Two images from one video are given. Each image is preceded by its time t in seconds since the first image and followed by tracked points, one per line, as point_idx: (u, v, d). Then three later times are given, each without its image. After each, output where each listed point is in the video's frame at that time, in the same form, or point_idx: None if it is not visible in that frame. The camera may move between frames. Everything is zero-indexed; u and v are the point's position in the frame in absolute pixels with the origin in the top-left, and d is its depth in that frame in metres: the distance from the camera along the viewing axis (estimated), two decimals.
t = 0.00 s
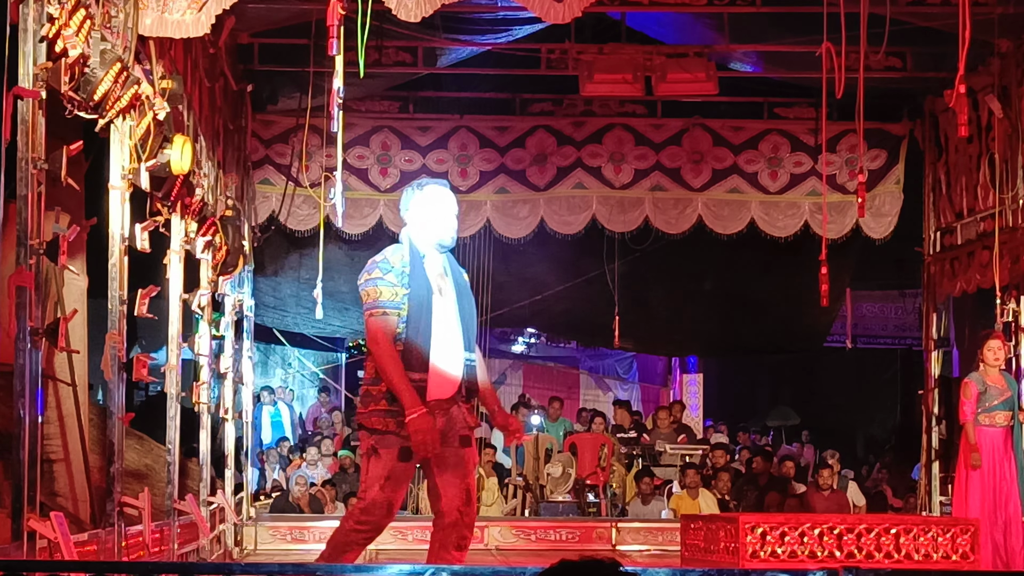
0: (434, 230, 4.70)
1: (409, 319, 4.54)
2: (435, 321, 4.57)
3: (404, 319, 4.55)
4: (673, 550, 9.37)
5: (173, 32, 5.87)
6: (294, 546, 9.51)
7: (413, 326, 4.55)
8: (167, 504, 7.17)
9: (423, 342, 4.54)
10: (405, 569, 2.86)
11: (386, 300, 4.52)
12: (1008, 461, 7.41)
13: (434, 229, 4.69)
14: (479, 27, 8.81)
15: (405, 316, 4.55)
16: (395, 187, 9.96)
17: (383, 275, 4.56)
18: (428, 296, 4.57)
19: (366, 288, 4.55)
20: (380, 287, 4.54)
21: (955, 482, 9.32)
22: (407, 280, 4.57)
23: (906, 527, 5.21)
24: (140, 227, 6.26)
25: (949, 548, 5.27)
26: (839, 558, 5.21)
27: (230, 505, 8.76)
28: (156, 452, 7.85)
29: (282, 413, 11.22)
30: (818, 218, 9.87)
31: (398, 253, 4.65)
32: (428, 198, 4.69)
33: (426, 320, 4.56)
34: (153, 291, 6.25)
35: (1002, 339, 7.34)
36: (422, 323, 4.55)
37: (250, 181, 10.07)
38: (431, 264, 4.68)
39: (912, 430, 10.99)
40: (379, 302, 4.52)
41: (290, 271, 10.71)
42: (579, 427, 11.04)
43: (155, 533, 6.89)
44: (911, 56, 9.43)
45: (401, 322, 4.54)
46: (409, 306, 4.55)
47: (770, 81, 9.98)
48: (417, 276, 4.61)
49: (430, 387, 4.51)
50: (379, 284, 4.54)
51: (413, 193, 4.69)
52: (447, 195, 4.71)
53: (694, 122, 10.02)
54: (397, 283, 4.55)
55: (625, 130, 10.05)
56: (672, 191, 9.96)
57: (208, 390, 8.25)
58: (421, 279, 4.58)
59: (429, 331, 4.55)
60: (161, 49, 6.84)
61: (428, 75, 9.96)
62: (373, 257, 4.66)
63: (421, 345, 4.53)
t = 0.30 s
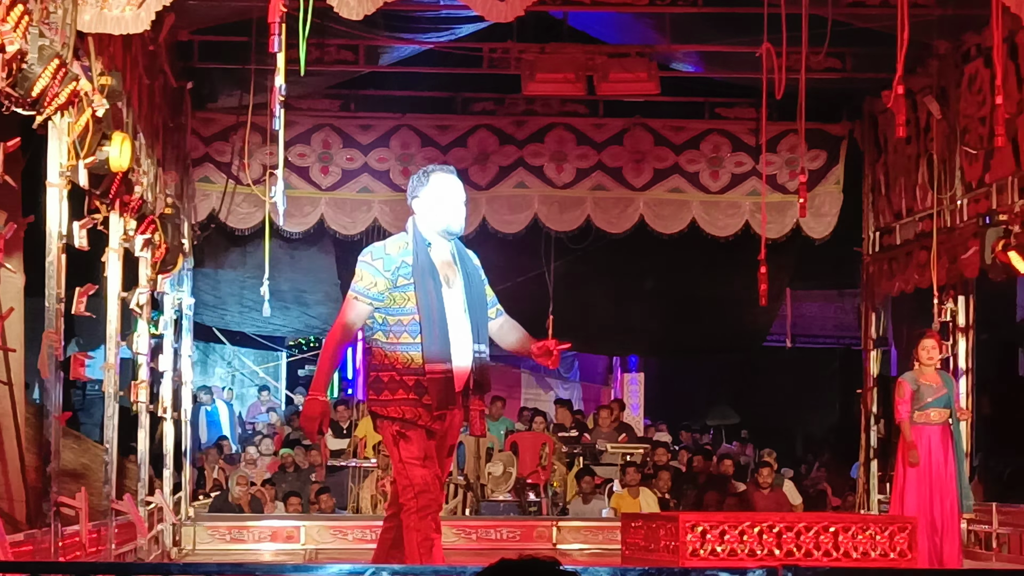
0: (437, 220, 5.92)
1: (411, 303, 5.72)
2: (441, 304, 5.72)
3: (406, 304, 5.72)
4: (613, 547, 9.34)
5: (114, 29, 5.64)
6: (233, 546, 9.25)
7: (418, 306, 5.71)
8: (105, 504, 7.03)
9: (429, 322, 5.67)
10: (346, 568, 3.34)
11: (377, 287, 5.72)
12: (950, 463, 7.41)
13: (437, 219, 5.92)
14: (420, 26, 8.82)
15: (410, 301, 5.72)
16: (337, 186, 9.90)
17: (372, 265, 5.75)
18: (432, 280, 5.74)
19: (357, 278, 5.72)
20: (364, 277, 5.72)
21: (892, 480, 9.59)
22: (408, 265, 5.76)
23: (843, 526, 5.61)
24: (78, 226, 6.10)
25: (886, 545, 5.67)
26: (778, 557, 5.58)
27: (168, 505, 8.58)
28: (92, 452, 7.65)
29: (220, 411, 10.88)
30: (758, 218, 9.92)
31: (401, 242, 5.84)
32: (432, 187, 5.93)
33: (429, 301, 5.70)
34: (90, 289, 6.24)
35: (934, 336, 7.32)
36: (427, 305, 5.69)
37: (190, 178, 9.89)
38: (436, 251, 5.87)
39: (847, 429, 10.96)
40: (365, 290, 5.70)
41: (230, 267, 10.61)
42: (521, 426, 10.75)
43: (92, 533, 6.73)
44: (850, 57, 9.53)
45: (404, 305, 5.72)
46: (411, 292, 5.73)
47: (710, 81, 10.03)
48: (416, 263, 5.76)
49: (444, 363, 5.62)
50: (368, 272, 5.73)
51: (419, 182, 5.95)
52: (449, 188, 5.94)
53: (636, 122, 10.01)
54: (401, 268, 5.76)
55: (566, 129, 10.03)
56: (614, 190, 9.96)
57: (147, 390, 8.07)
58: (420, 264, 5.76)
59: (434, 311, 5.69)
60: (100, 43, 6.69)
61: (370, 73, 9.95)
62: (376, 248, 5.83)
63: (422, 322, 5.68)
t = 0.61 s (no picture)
0: (446, 220, 5.47)
1: (433, 307, 5.22)
2: (456, 304, 5.26)
3: (430, 307, 5.22)
4: (558, 548, 9.18)
5: (57, 27, 5.75)
6: (177, 547, 9.06)
7: (438, 309, 5.22)
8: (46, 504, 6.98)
9: (446, 322, 5.21)
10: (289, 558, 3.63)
11: (402, 292, 5.14)
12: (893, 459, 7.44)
13: (449, 218, 5.47)
14: (366, 26, 8.91)
15: (426, 304, 5.22)
16: (282, 186, 9.83)
17: (396, 268, 5.19)
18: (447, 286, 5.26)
19: (377, 279, 5.15)
20: (393, 281, 5.15)
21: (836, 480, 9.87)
22: (428, 263, 5.30)
23: (787, 526, 5.73)
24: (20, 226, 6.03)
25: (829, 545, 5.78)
26: (722, 557, 5.72)
27: (111, 505, 8.46)
28: (36, 452, 7.34)
29: (163, 411, 10.41)
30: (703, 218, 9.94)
31: (413, 241, 5.33)
32: (443, 185, 5.47)
33: (448, 303, 5.24)
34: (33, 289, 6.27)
35: (880, 336, 7.50)
36: (445, 306, 5.23)
37: (133, 178, 9.76)
38: (448, 250, 5.47)
39: (790, 426, 10.43)
40: (389, 296, 5.11)
41: (174, 267, 10.59)
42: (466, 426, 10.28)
43: (32, 535, 6.63)
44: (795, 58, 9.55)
45: (424, 308, 5.22)
46: (431, 293, 5.24)
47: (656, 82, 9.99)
48: (436, 265, 5.30)
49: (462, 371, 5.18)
50: (393, 276, 5.17)
51: (429, 179, 5.47)
52: (463, 186, 5.50)
53: (581, 122, 10.01)
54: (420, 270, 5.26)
55: (512, 129, 10.00)
56: (559, 191, 9.94)
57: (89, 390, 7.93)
58: (440, 265, 5.31)
59: (451, 312, 5.23)
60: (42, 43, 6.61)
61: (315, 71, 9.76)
62: (389, 247, 5.28)
63: (446, 328, 5.21)
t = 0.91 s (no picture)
0: (395, 215, 4.17)
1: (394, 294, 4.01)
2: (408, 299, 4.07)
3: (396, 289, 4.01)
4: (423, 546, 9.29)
5: None
6: (38, 548, 8.73)
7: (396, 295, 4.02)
8: None
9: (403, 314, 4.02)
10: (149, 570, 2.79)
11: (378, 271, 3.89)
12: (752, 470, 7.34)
13: (400, 208, 4.17)
14: (233, 23, 9.01)
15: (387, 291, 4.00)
16: (146, 183, 9.98)
17: (367, 244, 3.95)
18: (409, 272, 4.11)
19: (343, 260, 3.94)
20: (368, 254, 3.92)
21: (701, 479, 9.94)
22: (388, 246, 4.04)
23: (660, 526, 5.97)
24: None
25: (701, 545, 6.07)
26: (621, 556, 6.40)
27: None
28: None
29: (23, 410, 10.20)
30: (569, 218, 10.23)
31: (360, 236, 3.99)
32: (398, 173, 4.16)
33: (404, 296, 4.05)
34: None
35: (746, 335, 7.35)
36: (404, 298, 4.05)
37: None
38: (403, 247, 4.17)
39: (658, 428, 10.53)
40: (370, 268, 3.90)
41: (36, 265, 10.36)
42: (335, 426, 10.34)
43: None
44: (661, 59, 9.65)
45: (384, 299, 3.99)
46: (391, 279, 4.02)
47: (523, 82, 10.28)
48: (397, 251, 4.07)
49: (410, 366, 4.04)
50: (365, 250, 3.93)
51: (381, 167, 4.15)
52: (412, 172, 4.17)
53: (449, 121, 10.26)
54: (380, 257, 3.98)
55: (380, 128, 10.20)
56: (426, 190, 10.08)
57: None
58: (401, 260, 4.06)
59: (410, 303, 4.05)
60: None
61: (180, 70, 9.92)
62: (342, 230, 4.02)
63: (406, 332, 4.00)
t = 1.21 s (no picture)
0: (365, 216, 4.22)
1: (363, 297, 4.08)
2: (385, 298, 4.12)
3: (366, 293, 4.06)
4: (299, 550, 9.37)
5: None
6: None
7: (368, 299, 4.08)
8: None
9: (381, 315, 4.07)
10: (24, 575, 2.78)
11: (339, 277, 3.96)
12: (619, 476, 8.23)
13: (372, 208, 4.22)
14: (103, 20, 8.99)
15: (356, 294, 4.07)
16: (14, 183, 10.35)
17: (337, 249, 4.01)
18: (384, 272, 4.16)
19: (311, 264, 4.01)
20: (336, 260, 4.00)
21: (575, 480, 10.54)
22: (360, 247, 4.10)
23: (527, 526, 6.62)
24: None
25: (570, 545, 6.68)
26: (463, 558, 6.55)
27: None
28: None
29: None
30: (444, 219, 10.66)
31: (327, 239, 4.04)
32: (366, 170, 4.21)
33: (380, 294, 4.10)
34: None
35: (619, 342, 8.31)
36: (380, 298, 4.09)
37: None
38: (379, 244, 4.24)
39: (531, 430, 11.31)
40: (335, 277, 3.97)
41: None
42: (206, 426, 11.06)
43: None
44: (537, 61, 9.72)
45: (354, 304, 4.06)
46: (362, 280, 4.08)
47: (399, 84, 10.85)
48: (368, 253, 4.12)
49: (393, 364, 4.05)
50: (333, 254, 4.01)
51: (349, 165, 4.21)
52: (381, 172, 4.22)
53: (324, 122, 10.75)
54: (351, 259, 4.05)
55: (253, 128, 10.66)
56: (301, 190, 10.68)
57: None
58: (375, 257, 4.12)
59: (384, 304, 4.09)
60: None
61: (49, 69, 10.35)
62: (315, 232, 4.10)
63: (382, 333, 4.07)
